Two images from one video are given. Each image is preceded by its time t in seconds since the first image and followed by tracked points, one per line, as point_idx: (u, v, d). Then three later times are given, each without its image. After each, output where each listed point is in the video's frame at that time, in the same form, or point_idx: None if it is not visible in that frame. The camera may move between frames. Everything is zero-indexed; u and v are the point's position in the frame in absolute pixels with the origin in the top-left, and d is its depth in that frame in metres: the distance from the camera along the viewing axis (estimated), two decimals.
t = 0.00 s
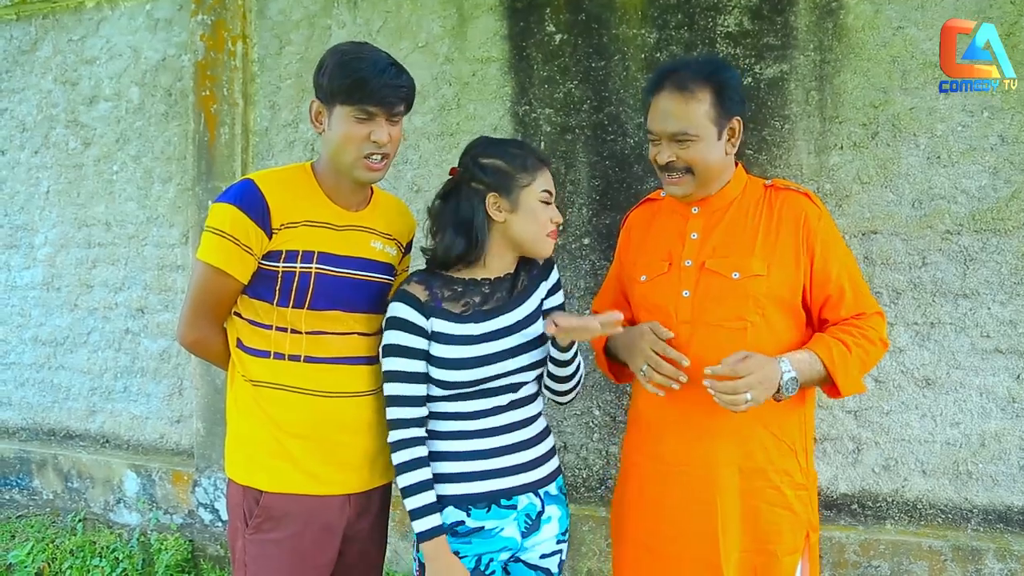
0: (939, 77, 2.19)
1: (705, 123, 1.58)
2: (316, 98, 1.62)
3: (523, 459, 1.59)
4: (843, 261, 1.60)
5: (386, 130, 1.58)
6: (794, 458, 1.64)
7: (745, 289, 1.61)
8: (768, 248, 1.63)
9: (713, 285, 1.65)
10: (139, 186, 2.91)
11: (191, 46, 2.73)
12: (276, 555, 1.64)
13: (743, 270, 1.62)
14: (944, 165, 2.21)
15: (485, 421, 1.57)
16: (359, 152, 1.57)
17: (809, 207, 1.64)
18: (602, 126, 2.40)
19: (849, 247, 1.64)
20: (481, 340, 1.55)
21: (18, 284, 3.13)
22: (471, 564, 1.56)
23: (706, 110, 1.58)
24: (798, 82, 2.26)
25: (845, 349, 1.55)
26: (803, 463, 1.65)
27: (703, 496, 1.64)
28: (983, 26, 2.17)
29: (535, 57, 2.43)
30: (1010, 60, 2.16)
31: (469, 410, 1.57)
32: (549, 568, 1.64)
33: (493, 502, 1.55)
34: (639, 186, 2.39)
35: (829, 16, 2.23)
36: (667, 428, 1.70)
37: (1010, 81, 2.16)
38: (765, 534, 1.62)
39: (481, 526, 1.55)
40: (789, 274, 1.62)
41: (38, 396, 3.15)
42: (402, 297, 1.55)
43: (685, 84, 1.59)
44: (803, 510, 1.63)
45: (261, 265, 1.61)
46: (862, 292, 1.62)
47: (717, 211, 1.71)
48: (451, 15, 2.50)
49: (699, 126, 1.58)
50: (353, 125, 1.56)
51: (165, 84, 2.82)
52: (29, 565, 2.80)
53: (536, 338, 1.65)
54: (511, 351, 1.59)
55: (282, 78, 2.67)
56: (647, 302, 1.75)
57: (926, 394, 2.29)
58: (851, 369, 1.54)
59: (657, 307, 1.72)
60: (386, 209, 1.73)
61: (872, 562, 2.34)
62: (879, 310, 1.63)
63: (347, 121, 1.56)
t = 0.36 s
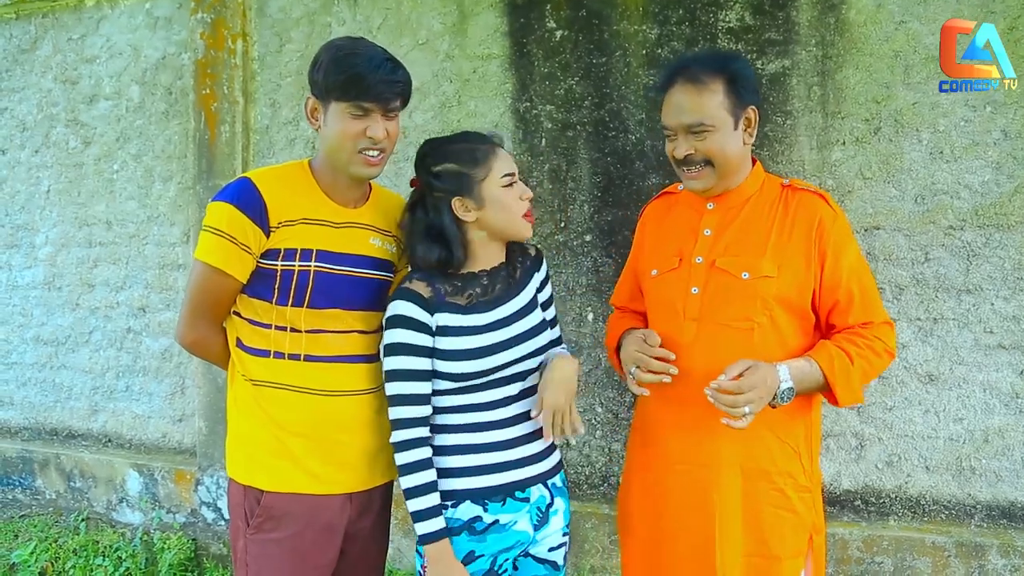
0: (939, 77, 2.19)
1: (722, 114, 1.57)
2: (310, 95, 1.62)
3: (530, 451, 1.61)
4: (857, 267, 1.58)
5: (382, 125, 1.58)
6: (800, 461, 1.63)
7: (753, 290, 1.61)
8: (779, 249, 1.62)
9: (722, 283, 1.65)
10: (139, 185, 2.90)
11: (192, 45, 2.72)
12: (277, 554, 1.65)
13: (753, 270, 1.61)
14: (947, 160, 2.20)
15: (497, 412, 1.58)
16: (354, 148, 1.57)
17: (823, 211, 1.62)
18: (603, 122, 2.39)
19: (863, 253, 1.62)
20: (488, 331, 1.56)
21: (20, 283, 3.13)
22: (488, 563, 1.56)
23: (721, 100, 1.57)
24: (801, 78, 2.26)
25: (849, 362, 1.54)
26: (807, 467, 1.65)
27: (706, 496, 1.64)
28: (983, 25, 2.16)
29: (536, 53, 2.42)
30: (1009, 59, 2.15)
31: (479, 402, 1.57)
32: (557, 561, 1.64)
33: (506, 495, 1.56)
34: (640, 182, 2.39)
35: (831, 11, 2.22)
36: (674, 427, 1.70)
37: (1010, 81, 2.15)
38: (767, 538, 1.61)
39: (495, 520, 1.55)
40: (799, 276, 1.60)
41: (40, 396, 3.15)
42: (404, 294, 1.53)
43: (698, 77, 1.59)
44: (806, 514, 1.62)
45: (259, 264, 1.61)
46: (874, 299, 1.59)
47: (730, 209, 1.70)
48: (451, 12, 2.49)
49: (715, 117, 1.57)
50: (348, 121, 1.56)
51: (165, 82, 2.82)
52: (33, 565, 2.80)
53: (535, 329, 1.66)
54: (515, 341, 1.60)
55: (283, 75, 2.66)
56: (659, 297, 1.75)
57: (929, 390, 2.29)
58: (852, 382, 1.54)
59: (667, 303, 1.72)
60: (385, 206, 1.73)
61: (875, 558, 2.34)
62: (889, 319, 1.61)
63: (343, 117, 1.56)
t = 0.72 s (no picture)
0: (939, 77, 2.18)
1: (724, 114, 1.57)
2: (310, 94, 1.61)
3: (521, 450, 1.61)
4: (860, 269, 1.56)
5: (383, 126, 1.57)
6: (800, 465, 1.62)
7: (753, 290, 1.60)
8: (781, 250, 1.61)
9: (723, 282, 1.65)
10: (140, 184, 2.90)
11: (193, 43, 2.72)
12: (277, 556, 1.64)
13: (754, 269, 1.61)
14: (948, 159, 2.20)
15: (486, 413, 1.58)
16: (354, 149, 1.57)
17: (829, 213, 1.60)
18: (604, 121, 2.39)
19: (870, 257, 1.59)
20: (485, 334, 1.55)
21: (20, 282, 3.13)
22: (477, 559, 1.57)
23: (722, 101, 1.57)
24: (802, 76, 2.25)
25: (847, 369, 1.51)
26: (809, 472, 1.63)
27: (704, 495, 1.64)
28: (984, 26, 2.15)
29: (537, 52, 2.42)
30: (1011, 60, 2.15)
31: (472, 402, 1.56)
32: (550, 557, 1.64)
33: (497, 492, 1.56)
34: (641, 181, 2.39)
35: (833, 10, 2.21)
36: (676, 425, 1.70)
37: (1010, 81, 2.15)
38: (763, 541, 1.60)
39: (485, 518, 1.55)
40: (800, 277, 1.59)
41: (40, 394, 3.15)
42: (408, 289, 1.52)
43: (701, 78, 1.58)
44: (804, 517, 1.60)
45: (257, 265, 1.60)
46: (879, 303, 1.56)
47: (736, 208, 1.70)
48: (452, 10, 2.48)
49: (717, 117, 1.56)
50: (348, 121, 1.55)
51: (166, 81, 2.81)
52: (33, 564, 2.80)
53: (531, 331, 1.66)
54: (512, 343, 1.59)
55: (283, 74, 2.66)
56: (665, 295, 1.77)
57: (931, 389, 2.28)
58: (848, 387, 1.51)
59: (671, 301, 1.73)
60: (384, 205, 1.73)
61: (876, 558, 2.33)
62: (895, 325, 1.57)
63: (343, 118, 1.56)
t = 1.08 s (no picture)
0: (939, 77, 2.18)
1: (719, 114, 1.57)
2: (308, 97, 1.61)
3: (519, 456, 1.60)
4: (858, 265, 1.56)
5: (381, 128, 1.57)
6: (800, 463, 1.62)
7: (752, 287, 1.61)
8: (779, 248, 1.62)
9: (722, 280, 1.65)
10: (139, 185, 2.90)
11: (191, 45, 2.72)
12: (277, 557, 1.64)
13: (752, 267, 1.62)
14: (947, 157, 2.20)
15: (487, 421, 1.58)
16: (353, 151, 1.57)
17: (828, 210, 1.60)
18: (603, 120, 2.39)
19: (868, 254, 1.59)
20: (484, 351, 1.53)
21: (20, 284, 3.13)
22: (469, 554, 1.56)
23: (718, 101, 1.57)
24: (800, 75, 2.25)
25: (845, 366, 1.51)
26: (809, 470, 1.62)
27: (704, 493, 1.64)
28: (983, 26, 2.16)
29: (535, 51, 2.42)
30: (1010, 60, 2.15)
31: (473, 408, 1.57)
32: (550, 557, 1.64)
33: (492, 495, 1.57)
34: (640, 180, 2.39)
35: (831, 8, 2.22)
36: (676, 424, 1.70)
37: (1010, 81, 2.15)
38: (763, 540, 1.60)
39: (479, 517, 1.56)
40: (798, 275, 1.59)
41: (40, 396, 3.15)
42: (412, 297, 1.52)
43: (696, 78, 1.59)
44: (804, 517, 1.60)
45: (257, 266, 1.60)
46: (878, 300, 1.56)
47: (735, 207, 1.70)
48: (450, 11, 2.48)
49: (712, 116, 1.57)
50: (348, 123, 1.55)
51: (164, 82, 2.82)
52: (34, 566, 2.80)
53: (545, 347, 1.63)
54: (522, 359, 1.57)
55: (282, 75, 2.66)
56: (664, 295, 1.77)
57: (931, 387, 2.28)
58: (845, 385, 1.51)
59: (671, 301, 1.74)
60: (384, 204, 1.73)
61: (878, 555, 2.33)
62: (894, 321, 1.57)
63: (342, 121, 1.56)
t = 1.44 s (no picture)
0: (938, 76, 2.18)
1: (713, 95, 1.62)
2: (300, 93, 1.60)
3: (522, 457, 1.60)
4: (859, 243, 1.58)
5: (375, 123, 1.57)
6: (806, 448, 1.61)
7: (759, 268, 1.61)
8: (784, 229, 1.62)
9: (730, 265, 1.65)
10: (135, 185, 2.89)
11: (185, 43, 2.71)
12: (278, 556, 1.63)
13: (760, 248, 1.61)
14: (943, 152, 2.20)
15: (490, 420, 1.57)
16: (350, 149, 1.56)
17: (825, 193, 1.63)
18: (599, 117, 2.38)
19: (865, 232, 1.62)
20: (495, 356, 1.52)
21: (15, 285, 3.12)
22: (468, 548, 1.56)
23: (711, 85, 1.63)
24: (797, 70, 2.25)
25: (850, 335, 1.52)
26: (814, 455, 1.63)
27: (711, 479, 1.63)
28: (983, 25, 2.16)
29: (531, 48, 2.41)
30: (1011, 59, 2.15)
31: (477, 408, 1.57)
32: (551, 556, 1.66)
33: (489, 495, 1.56)
34: (637, 177, 2.38)
35: (827, 3, 2.21)
36: (683, 410, 1.69)
37: (1010, 80, 2.15)
38: (771, 524, 1.59)
39: (477, 513, 1.55)
40: (804, 255, 1.60)
41: (37, 397, 3.14)
42: (419, 300, 1.50)
43: (686, 66, 1.65)
44: (811, 502, 1.59)
45: (253, 266, 1.59)
46: (878, 277, 1.58)
47: (734, 195, 1.71)
48: (445, 7, 2.47)
49: (709, 98, 1.62)
50: (342, 118, 1.55)
51: (159, 81, 2.81)
52: (33, 567, 2.80)
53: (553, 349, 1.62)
54: (529, 361, 1.57)
55: (277, 73, 2.65)
56: (665, 288, 1.76)
57: (928, 381, 2.28)
58: (851, 354, 1.50)
59: (676, 292, 1.73)
60: (376, 198, 1.73)
61: (875, 550, 2.33)
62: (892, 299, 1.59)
63: (335, 115, 1.55)
